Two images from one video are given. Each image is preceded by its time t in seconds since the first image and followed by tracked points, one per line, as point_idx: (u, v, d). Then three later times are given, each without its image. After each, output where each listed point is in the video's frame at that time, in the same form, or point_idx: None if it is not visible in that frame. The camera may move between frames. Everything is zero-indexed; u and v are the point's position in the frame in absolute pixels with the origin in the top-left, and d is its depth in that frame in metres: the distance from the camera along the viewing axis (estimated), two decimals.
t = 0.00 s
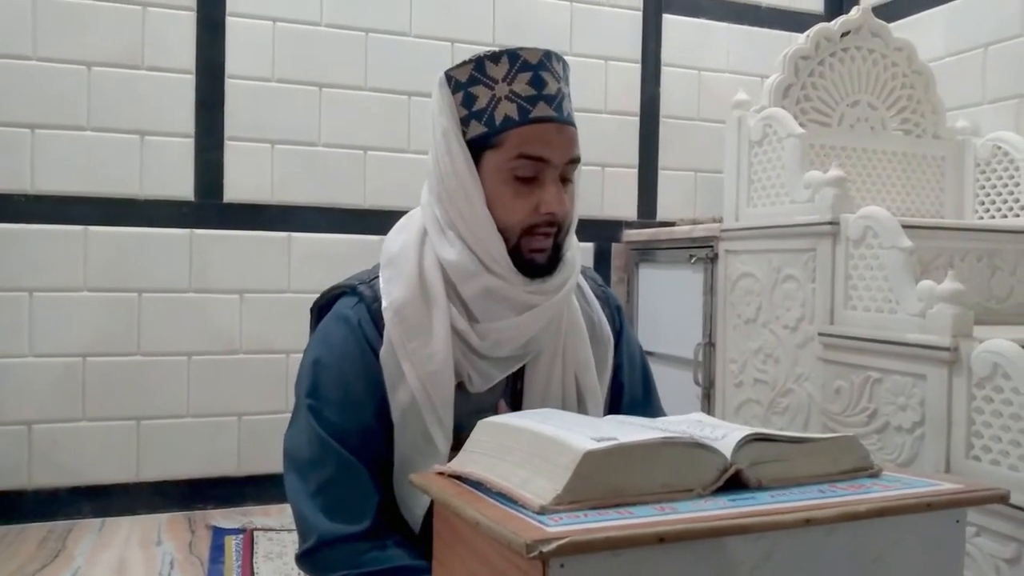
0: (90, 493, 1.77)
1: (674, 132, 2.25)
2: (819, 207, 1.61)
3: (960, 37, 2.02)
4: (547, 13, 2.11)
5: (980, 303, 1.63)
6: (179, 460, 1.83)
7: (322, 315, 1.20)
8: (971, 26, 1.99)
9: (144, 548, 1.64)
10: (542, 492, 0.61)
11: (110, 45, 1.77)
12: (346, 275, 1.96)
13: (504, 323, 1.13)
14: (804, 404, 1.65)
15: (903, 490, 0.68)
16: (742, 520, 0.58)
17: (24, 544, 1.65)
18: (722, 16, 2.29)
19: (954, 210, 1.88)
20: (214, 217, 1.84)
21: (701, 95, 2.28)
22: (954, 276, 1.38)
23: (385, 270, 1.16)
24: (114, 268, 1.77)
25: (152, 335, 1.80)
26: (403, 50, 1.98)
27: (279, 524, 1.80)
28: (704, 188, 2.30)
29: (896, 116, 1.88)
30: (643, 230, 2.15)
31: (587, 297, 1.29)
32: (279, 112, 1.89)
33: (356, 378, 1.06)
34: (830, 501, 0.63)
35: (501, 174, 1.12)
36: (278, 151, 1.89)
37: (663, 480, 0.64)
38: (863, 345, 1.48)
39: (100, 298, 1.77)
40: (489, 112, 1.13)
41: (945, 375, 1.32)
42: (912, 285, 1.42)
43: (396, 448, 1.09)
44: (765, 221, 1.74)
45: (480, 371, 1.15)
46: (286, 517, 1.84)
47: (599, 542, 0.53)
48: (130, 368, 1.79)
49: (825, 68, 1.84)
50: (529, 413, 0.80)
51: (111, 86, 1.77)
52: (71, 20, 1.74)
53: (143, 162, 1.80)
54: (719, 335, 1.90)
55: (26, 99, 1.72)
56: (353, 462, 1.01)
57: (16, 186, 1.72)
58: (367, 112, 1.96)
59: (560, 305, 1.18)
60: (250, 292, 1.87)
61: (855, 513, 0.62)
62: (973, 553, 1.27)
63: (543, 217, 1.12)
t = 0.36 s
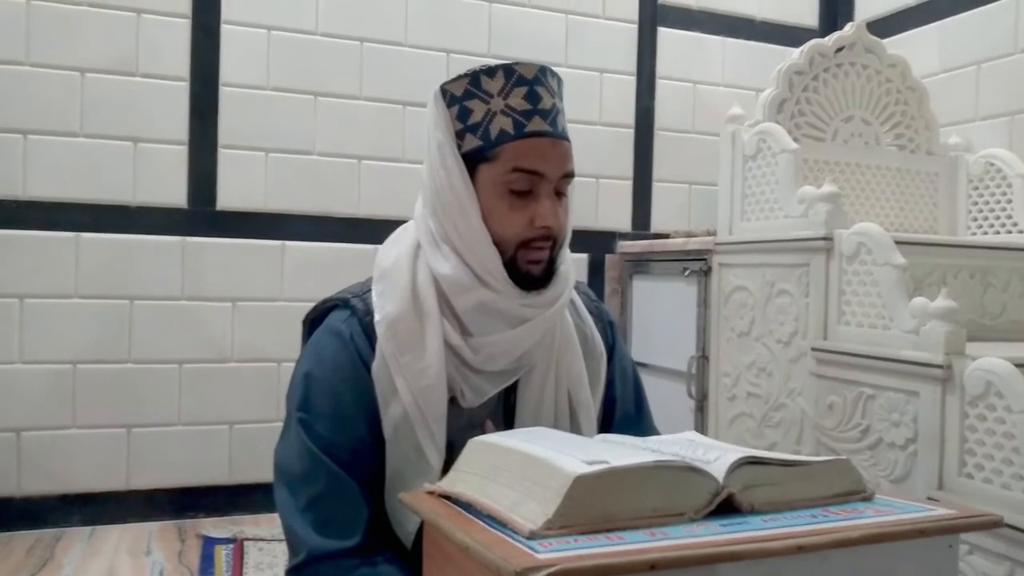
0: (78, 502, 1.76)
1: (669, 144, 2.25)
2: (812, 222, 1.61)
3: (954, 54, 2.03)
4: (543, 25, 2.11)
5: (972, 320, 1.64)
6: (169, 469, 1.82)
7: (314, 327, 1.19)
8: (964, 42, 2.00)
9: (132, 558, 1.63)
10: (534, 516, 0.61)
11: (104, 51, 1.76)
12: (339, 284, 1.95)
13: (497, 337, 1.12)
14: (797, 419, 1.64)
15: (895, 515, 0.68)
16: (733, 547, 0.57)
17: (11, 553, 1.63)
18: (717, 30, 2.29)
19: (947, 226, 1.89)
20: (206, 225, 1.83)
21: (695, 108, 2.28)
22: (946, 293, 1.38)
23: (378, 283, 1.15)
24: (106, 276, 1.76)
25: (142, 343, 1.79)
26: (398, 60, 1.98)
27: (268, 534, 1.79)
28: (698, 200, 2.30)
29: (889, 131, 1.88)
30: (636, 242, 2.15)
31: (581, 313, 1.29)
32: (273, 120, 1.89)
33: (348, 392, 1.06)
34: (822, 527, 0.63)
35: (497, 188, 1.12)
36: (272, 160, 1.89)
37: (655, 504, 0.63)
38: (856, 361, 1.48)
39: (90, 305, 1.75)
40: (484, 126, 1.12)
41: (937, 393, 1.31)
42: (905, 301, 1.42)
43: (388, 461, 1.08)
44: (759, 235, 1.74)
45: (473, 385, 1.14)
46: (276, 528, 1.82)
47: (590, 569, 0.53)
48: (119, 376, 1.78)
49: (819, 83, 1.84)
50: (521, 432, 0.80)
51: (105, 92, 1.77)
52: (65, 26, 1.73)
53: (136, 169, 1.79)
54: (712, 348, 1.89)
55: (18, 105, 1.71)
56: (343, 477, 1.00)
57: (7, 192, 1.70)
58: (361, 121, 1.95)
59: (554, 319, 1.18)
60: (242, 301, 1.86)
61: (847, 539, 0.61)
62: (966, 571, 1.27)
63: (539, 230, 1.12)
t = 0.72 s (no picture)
0: (84, 512, 1.76)
1: (673, 151, 2.25)
2: (818, 230, 1.61)
3: (959, 59, 2.02)
4: (547, 32, 2.11)
5: (980, 327, 1.63)
6: (175, 478, 1.82)
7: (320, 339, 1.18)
8: (970, 47, 1.99)
9: (139, 568, 1.63)
10: (536, 537, 0.61)
11: (109, 62, 1.77)
12: (345, 293, 1.95)
13: (503, 351, 1.12)
14: (804, 428, 1.64)
15: (901, 534, 0.67)
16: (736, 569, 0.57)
17: (18, 563, 1.63)
18: (721, 36, 2.29)
19: (954, 232, 1.88)
20: (212, 234, 1.84)
21: (700, 114, 2.28)
22: (954, 302, 1.37)
23: (384, 297, 1.15)
24: (112, 285, 1.77)
25: (148, 352, 1.80)
26: (402, 69, 1.98)
27: (275, 543, 1.79)
28: (703, 206, 2.30)
29: (895, 137, 1.88)
30: (642, 249, 2.15)
31: (586, 326, 1.29)
32: (278, 130, 1.89)
33: (354, 405, 1.05)
34: (826, 547, 0.63)
35: (503, 205, 1.11)
36: (277, 169, 1.89)
37: (657, 524, 0.63)
38: (863, 370, 1.47)
39: (97, 315, 1.76)
40: (492, 141, 1.12)
41: (945, 402, 1.31)
42: (912, 310, 1.42)
43: (394, 474, 1.07)
44: (764, 243, 1.73)
45: (479, 398, 1.14)
46: (282, 537, 1.82)
47: None
48: (125, 386, 1.78)
49: (824, 90, 1.83)
50: (525, 449, 0.80)
51: (110, 103, 1.77)
52: (71, 37, 1.74)
53: (142, 179, 1.80)
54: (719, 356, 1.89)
55: (24, 116, 1.72)
56: (349, 489, 1.00)
57: (14, 203, 1.71)
58: (365, 130, 1.96)
59: (559, 333, 1.18)
60: (248, 310, 1.86)
61: (853, 560, 0.61)
62: None
63: (545, 246, 1.11)
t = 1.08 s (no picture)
0: (91, 509, 1.77)
1: (679, 147, 2.24)
2: (823, 227, 1.60)
3: (967, 54, 2.01)
4: (552, 28, 2.11)
5: (986, 324, 1.62)
6: (181, 475, 1.83)
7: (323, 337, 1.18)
8: (978, 42, 1.98)
9: (144, 564, 1.64)
10: (537, 539, 0.61)
11: (115, 60, 1.77)
12: (349, 290, 1.95)
13: (508, 341, 1.12)
14: (809, 425, 1.63)
15: (903, 535, 0.67)
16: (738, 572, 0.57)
17: (25, 559, 1.64)
18: (727, 31, 2.28)
19: (960, 229, 1.87)
20: (216, 232, 1.84)
21: (706, 110, 2.27)
22: (960, 299, 1.37)
23: (387, 290, 1.14)
24: (117, 283, 1.77)
25: (153, 350, 1.80)
26: (407, 67, 1.98)
27: (279, 540, 1.79)
28: (708, 203, 2.29)
29: (902, 133, 1.87)
30: (647, 245, 2.14)
31: (588, 317, 1.29)
32: (283, 127, 1.89)
33: (358, 400, 1.05)
34: (828, 549, 0.63)
35: (507, 195, 1.12)
36: (282, 167, 1.89)
37: (658, 526, 0.63)
38: (868, 367, 1.47)
39: (102, 312, 1.76)
40: (493, 133, 1.12)
41: (950, 400, 1.30)
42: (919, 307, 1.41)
43: (399, 469, 1.07)
44: (769, 240, 1.73)
45: (484, 389, 1.14)
46: (286, 534, 1.83)
47: None
48: (132, 383, 1.79)
49: (831, 86, 1.83)
50: (527, 449, 0.80)
51: (115, 101, 1.78)
52: (75, 35, 1.74)
53: (147, 177, 1.80)
54: (723, 353, 1.88)
55: (29, 114, 1.72)
56: (354, 485, 1.00)
57: (20, 201, 1.72)
58: (370, 127, 1.96)
59: (563, 322, 1.18)
60: (253, 307, 1.87)
61: (854, 562, 0.61)
62: None
63: (549, 236, 1.12)
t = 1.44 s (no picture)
0: (83, 499, 1.77)
1: (671, 135, 2.24)
2: (815, 214, 1.60)
3: (959, 41, 2.01)
4: (544, 16, 2.10)
5: (976, 310, 1.62)
6: (173, 464, 1.83)
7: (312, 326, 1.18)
8: (970, 29, 1.98)
9: (137, 554, 1.64)
10: (527, 524, 0.61)
11: (103, 48, 1.76)
12: (341, 279, 1.95)
13: (496, 327, 1.12)
14: (800, 411, 1.64)
15: (892, 518, 0.67)
16: (728, 555, 0.57)
17: (17, 549, 1.64)
18: (720, 19, 2.28)
19: (951, 216, 1.87)
20: (206, 220, 1.83)
21: (698, 98, 2.26)
22: (949, 285, 1.37)
23: (375, 278, 1.14)
24: (107, 272, 1.76)
25: (145, 339, 1.80)
26: (398, 54, 1.97)
27: (272, 529, 1.79)
28: (700, 190, 2.29)
29: (893, 120, 1.87)
30: (639, 233, 2.14)
31: (575, 305, 1.29)
32: (274, 115, 1.88)
33: (347, 388, 1.05)
34: (817, 532, 0.63)
35: (494, 183, 1.11)
36: (272, 155, 1.88)
37: (648, 510, 0.63)
38: (859, 353, 1.47)
39: (93, 302, 1.76)
40: (480, 121, 1.12)
41: (941, 385, 1.31)
42: (909, 293, 1.41)
43: (389, 456, 1.07)
44: (761, 227, 1.73)
45: (474, 375, 1.14)
46: (279, 523, 1.83)
47: None
48: (123, 373, 1.78)
49: (823, 72, 1.82)
50: (518, 436, 0.80)
51: (103, 89, 1.76)
52: (63, 23, 1.73)
53: (136, 166, 1.79)
54: (715, 340, 1.89)
55: (17, 102, 1.71)
56: (344, 472, 0.99)
57: (8, 190, 1.70)
58: (361, 115, 1.95)
59: (551, 308, 1.18)
60: (244, 296, 1.86)
61: (843, 545, 0.61)
62: (968, 564, 1.27)
63: (536, 223, 1.12)
